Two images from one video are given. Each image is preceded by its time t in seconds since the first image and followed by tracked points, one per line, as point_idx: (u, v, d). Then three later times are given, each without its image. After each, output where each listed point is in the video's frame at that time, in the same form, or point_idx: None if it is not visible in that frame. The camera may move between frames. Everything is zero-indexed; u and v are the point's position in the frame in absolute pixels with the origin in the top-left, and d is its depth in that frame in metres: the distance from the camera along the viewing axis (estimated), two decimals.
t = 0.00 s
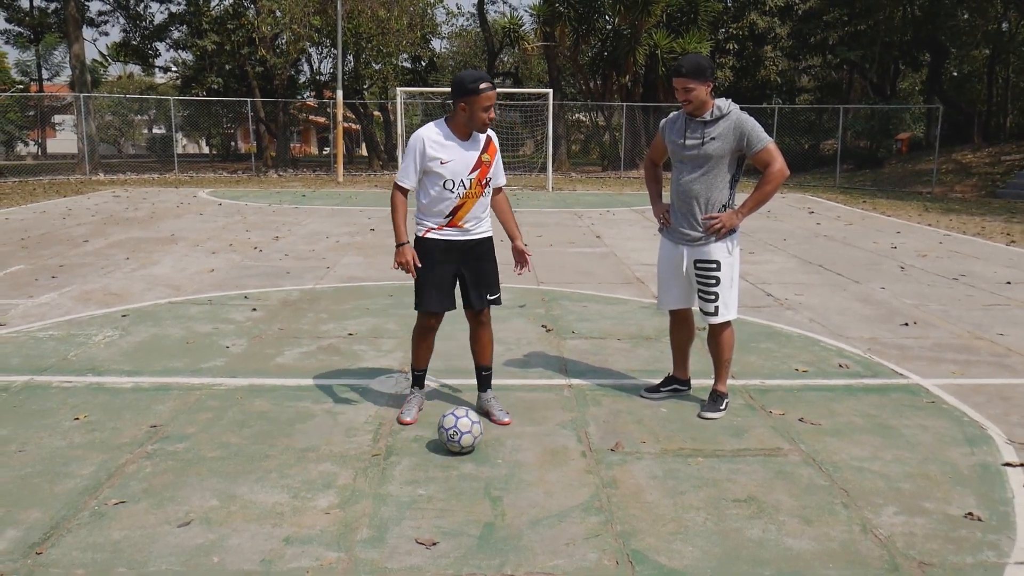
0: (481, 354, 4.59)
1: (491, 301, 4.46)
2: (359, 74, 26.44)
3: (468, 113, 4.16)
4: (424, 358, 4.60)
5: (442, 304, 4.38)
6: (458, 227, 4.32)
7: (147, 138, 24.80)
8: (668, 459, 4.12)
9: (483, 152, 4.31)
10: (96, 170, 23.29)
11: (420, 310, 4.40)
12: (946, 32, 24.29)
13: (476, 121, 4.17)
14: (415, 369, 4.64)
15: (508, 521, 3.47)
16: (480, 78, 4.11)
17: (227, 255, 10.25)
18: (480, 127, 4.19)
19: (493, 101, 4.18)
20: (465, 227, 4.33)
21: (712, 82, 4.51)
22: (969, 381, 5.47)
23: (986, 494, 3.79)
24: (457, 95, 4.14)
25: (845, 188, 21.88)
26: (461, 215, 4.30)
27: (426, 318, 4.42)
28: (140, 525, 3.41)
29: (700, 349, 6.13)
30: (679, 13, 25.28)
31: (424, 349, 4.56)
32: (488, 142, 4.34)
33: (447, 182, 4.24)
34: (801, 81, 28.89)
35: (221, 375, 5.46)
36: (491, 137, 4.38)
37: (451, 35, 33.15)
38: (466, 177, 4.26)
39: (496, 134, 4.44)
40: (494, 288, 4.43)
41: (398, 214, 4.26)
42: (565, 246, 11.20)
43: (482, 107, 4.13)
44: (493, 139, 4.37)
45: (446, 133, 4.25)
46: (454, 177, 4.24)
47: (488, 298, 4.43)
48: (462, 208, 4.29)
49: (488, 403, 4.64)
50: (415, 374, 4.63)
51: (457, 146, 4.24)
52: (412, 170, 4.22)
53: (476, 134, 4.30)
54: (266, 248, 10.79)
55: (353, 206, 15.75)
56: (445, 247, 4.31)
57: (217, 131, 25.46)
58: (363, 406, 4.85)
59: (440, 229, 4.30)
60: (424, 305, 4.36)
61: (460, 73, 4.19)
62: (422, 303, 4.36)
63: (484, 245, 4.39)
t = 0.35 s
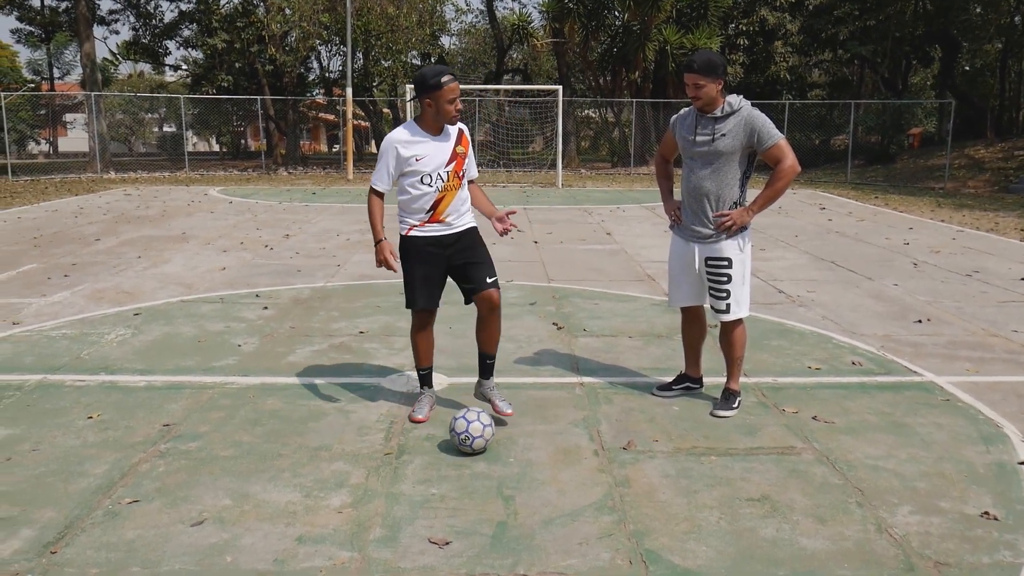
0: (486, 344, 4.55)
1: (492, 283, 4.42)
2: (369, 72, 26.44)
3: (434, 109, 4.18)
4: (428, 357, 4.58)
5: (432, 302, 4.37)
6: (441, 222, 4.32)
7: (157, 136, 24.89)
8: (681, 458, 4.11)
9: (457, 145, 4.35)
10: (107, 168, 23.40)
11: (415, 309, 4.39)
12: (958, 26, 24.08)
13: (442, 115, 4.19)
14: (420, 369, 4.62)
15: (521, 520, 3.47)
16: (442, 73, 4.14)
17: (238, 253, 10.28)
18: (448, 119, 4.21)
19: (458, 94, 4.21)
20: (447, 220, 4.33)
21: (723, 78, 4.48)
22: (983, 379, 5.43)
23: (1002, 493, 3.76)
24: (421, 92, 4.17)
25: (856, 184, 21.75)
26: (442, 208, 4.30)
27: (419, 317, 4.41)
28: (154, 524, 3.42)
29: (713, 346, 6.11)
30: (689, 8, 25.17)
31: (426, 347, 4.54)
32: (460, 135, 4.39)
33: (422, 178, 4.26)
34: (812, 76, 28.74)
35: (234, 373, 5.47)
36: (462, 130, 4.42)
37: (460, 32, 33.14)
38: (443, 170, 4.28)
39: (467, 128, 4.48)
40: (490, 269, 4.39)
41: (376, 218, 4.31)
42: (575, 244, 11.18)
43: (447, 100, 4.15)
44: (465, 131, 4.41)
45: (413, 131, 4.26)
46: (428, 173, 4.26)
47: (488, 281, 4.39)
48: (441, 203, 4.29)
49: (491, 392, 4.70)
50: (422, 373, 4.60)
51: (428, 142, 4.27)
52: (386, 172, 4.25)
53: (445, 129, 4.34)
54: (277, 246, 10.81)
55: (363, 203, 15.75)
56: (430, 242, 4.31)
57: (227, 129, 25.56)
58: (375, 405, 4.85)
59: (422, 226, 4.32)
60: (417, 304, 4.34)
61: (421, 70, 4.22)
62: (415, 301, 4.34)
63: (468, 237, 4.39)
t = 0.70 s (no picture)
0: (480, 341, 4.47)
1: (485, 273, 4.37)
2: (375, 73, 26.43)
3: (418, 109, 4.17)
4: (433, 360, 4.55)
5: (434, 303, 4.35)
6: (437, 223, 4.29)
7: (165, 137, 24.94)
8: (691, 461, 4.08)
9: (450, 145, 4.33)
10: (114, 170, 23.48)
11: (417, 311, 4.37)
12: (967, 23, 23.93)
13: (426, 115, 4.16)
14: (427, 372, 4.59)
15: (531, 525, 3.45)
16: (426, 74, 4.14)
17: (246, 256, 10.28)
18: (434, 120, 4.18)
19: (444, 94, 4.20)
20: (442, 219, 4.30)
21: (733, 80, 4.45)
22: (996, 380, 5.38)
23: (1017, 496, 3.72)
24: (407, 94, 4.17)
25: (864, 182, 21.66)
26: (437, 209, 4.27)
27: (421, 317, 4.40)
28: (163, 530, 3.41)
29: (722, 348, 6.07)
30: (695, 8, 25.10)
31: (430, 349, 4.52)
32: (453, 135, 4.37)
33: (415, 180, 4.24)
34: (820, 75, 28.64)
35: (242, 376, 5.46)
36: (455, 130, 4.40)
37: (466, 32, 33.15)
38: (436, 171, 4.26)
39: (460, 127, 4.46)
40: (482, 260, 4.34)
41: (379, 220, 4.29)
42: (583, 245, 11.15)
43: (429, 100, 4.13)
44: (459, 131, 4.39)
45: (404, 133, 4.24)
46: (421, 174, 4.24)
47: (480, 270, 4.34)
48: (435, 203, 4.27)
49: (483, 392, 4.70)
50: (428, 376, 4.57)
51: (419, 143, 4.25)
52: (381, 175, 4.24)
53: (437, 129, 4.33)
54: (284, 248, 10.81)
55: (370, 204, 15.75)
56: (426, 243, 4.28)
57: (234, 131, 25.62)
58: (383, 409, 4.84)
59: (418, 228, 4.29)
60: (418, 306, 4.32)
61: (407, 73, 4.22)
62: (415, 302, 4.33)
63: (465, 235, 4.35)
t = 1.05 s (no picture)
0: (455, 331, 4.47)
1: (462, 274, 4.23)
2: (360, 74, 26.43)
3: (397, 111, 4.08)
4: (418, 368, 4.47)
5: (415, 309, 4.26)
6: (415, 229, 4.18)
7: (147, 136, 24.72)
8: (681, 474, 4.03)
9: (432, 149, 4.20)
10: (95, 168, 23.26)
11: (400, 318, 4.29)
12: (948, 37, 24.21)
13: (402, 117, 4.07)
14: (411, 379, 4.52)
15: (520, 539, 3.38)
16: (405, 74, 4.06)
17: (229, 257, 10.17)
18: (407, 121, 4.08)
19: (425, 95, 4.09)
20: (419, 225, 4.19)
21: (728, 88, 4.40)
22: (983, 393, 5.37)
23: (1008, 512, 3.68)
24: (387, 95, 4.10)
25: (846, 192, 21.81)
26: (415, 214, 4.17)
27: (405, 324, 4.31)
28: (140, 543, 3.31)
29: (710, 357, 6.03)
30: (681, 16, 25.19)
31: (413, 357, 4.43)
32: (438, 140, 4.24)
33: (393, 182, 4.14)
34: (804, 85, 28.86)
35: (223, 382, 5.36)
36: (440, 134, 4.27)
37: (453, 36, 33.12)
38: (414, 175, 4.16)
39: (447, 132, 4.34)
40: (457, 262, 4.21)
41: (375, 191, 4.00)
42: (568, 251, 11.11)
43: (406, 102, 4.03)
44: (444, 136, 4.27)
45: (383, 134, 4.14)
46: (400, 176, 4.14)
47: (454, 271, 4.20)
48: (414, 208, 4.17)
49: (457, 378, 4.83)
50: (413, 385, 4.49)
51: (399, 147, 4.15)
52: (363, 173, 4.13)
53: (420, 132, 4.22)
54: (268, 250, 10.70)
55: (355, 207, 15.65)
56: (405, 249, 4.18)
57: (217, 130, 25.47)
58: (367, 417, 4.75)
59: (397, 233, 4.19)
60: (400, 313, 4.24)
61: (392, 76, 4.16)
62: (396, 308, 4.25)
63: (444, 240, 4.24)
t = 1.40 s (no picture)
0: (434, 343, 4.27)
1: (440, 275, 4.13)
2: (330, 72, 26.30)
3: (380, 112, 3.96)
4: (390, 372, 4.36)
5: (390, 314, 4.15)
6: (391, 235, 4.07)
7: (111, 130, 24.23)
8: (658, 482, 3.98)
9: (410, 153, 4.09)
10: (57, 163, 22.72)
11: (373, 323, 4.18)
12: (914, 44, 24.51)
13: (386, 119, 3.94)
14: (383, 385, 4.41)
15: (495, 551, 3.30)
16: (392, 75, 3.95)
17: (194, 256, 9.95)
18: (392, 123, 3.94)
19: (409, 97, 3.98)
20: (397, 232, 4.08)
21: (707, 91, 4.36)
22: (955, 400, 5.39)
23: (984, 521, 3.68)
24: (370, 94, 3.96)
25: (815, 196, 21.99)
26: (392, 220, 4.06)
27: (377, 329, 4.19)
28: (100, 557, 3.18)
29: (684, 362, 6.00)
30: (653, 18, 25.24)
31: (386, 362, 4.33)
32: (416, 142, 4.13)
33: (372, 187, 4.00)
34: (772, 88, 29.06)
35: (188, 386, 5.20)
36: (418, 136, 4.16)
37: (424, 34, 32.91)
38: (393, 181, 4.04)
39: (423, 134, 4.23)
40: (436, 264, 4.12)
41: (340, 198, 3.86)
42: (540, 252, 11.04)
43: (392, 103, 3.90)
44: (421, 137, 4.16)
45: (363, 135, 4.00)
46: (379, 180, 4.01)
47: (432, 275, 4.12)
48: (392, 214, 4.05)
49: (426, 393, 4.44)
50: (383, 390, 4.38)
51: (378, 149, 4.02)
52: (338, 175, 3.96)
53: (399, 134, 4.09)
54: (234, 249, 10.50)
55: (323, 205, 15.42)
56: (380, 254, 4.07)
57: (183, 125, 25.03)
58: (337, 423, 4.64)
59: (372, 238, 4.07)
60: (374, 318, 4.13)
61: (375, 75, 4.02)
62: (370, 313, 4.13)
63: (421, 245, 4.15)
